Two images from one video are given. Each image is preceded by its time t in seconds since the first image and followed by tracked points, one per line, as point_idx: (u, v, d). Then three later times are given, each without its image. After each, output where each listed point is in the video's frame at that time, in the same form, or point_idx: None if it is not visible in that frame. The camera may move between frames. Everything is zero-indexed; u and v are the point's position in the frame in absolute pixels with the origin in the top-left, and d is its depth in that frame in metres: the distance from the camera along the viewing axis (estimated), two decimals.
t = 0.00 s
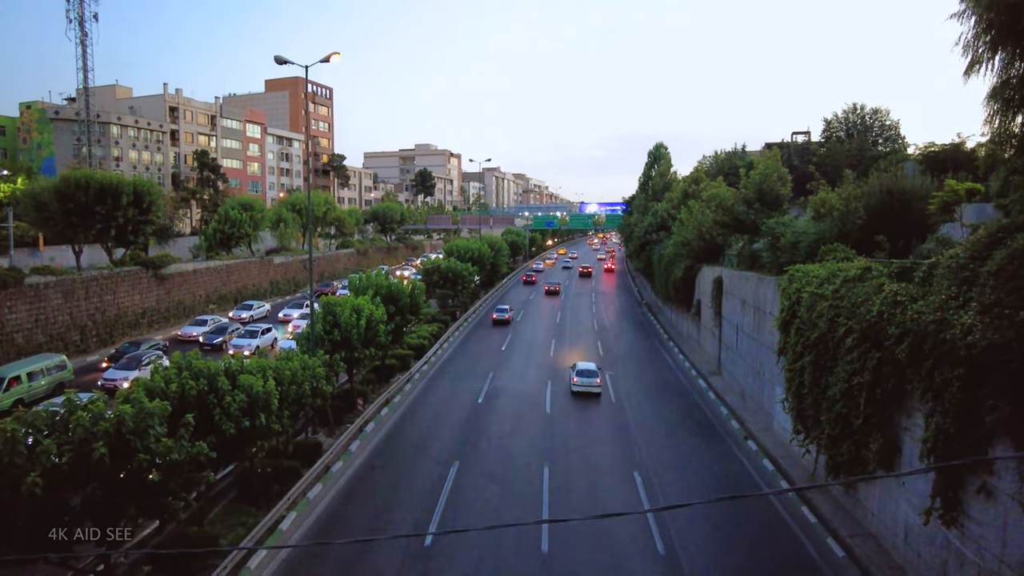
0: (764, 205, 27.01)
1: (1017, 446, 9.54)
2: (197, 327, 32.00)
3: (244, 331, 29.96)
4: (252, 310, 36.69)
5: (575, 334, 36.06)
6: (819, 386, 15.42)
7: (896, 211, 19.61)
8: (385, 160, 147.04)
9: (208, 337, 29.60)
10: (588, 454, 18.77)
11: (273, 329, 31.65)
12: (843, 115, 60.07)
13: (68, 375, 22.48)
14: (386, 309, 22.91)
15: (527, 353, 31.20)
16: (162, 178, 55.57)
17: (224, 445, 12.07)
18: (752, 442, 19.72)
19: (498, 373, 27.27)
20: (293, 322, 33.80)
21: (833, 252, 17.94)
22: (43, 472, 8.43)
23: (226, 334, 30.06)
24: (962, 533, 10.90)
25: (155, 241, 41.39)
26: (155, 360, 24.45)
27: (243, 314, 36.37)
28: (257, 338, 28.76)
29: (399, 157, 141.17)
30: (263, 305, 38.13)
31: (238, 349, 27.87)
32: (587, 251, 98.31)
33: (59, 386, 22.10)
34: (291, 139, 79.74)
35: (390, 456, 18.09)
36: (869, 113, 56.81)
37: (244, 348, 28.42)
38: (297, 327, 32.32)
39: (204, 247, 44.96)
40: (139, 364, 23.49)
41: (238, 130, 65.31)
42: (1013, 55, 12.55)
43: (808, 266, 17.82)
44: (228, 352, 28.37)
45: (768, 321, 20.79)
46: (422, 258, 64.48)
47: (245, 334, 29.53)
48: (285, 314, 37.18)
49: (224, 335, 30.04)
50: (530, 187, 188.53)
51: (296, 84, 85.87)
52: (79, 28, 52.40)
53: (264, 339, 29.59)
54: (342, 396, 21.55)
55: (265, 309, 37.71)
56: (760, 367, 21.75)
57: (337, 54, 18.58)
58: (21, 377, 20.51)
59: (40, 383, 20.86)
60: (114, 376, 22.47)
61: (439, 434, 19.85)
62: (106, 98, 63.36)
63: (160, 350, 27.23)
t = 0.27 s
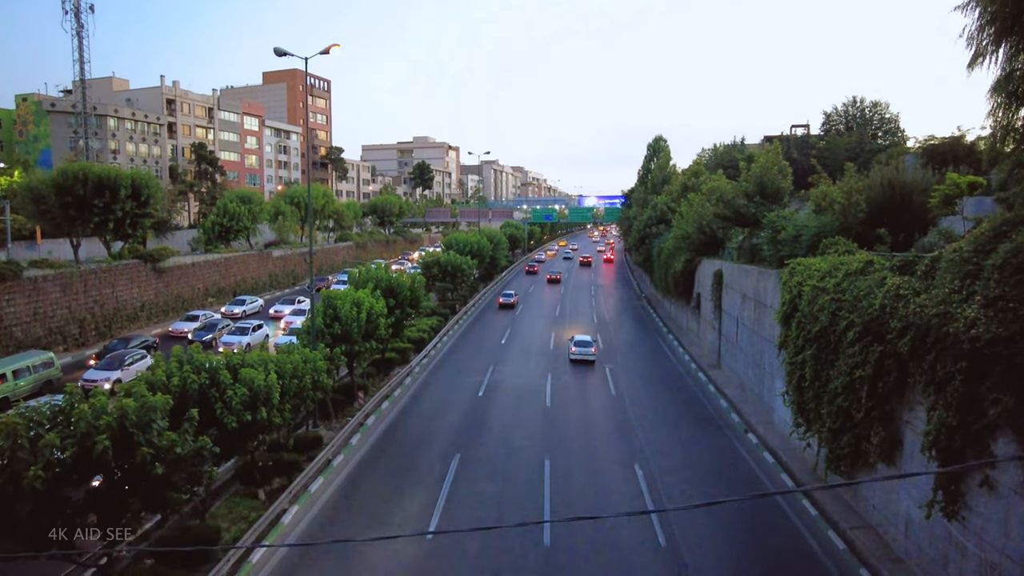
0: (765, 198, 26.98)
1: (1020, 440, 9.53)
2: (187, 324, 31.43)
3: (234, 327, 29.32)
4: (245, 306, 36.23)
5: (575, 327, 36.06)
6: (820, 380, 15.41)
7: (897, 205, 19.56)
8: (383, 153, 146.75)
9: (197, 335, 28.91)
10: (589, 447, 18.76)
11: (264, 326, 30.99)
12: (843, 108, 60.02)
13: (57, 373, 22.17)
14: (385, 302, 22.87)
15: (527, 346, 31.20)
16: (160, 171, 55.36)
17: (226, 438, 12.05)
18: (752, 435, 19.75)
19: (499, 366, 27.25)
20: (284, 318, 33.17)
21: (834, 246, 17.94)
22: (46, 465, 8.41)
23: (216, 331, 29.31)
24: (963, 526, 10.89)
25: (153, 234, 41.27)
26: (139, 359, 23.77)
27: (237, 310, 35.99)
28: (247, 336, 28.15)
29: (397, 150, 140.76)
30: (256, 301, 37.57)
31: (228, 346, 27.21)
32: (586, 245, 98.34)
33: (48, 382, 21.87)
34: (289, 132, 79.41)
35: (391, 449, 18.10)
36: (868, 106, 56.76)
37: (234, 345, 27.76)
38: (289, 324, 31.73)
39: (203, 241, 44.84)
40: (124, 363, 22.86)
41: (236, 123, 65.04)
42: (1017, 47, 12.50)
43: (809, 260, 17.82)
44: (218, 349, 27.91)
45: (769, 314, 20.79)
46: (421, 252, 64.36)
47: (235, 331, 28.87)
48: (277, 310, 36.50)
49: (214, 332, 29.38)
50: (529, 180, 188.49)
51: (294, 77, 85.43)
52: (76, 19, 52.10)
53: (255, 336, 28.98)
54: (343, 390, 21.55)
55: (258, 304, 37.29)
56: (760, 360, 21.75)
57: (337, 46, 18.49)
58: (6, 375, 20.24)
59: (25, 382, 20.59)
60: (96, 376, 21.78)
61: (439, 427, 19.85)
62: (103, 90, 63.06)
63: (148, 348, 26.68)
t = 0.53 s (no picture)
0: (765, 192, 26.95)
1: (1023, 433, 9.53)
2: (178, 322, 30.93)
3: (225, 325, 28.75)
4: (239, 301, 35.77)
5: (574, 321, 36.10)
6: (821, 373, 15.42)
7: (898, 198, 19.56)
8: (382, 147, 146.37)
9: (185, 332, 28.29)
10: (590, 441, 18.78)
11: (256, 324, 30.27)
12: (843, 102, 59.93)
13: (45, 372, 21.97)
14: (386, 296, 22.85)
15: (527, 340, 31.22)
16: (158, 165, 55.16)
17: (228, 433, 12.05)
18: (753, 429, 19.79)
19: (499, 360, 27.27)
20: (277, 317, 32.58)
21: (836, 239, 17.93)
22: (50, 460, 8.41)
23: (206, 329, 28.70)
24: (965, 520, 10.91)
25: (152, 228, 41.16)
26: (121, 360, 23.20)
27: (228, 306, 35.50)
28: (237, 334, 27.56)
29: (395, 143, 140.38)
30: (249, 297, 36.99)
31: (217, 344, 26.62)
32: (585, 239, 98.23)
33: (37, 381, 21.69)
34: (287, 125, 79.10)
35: (392, 443, 18.12)
36: (868, 99, 56.66)
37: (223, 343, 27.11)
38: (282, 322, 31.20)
39: (202, 235, 44.72)
40: (107, 365, 22.36)
41: (234, 116, 64.78)
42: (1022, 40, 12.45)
43: (811, 254, 17.82)
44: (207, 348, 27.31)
45: (770, 308, 20.79)
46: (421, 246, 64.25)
47: (226, 330, 28.29)
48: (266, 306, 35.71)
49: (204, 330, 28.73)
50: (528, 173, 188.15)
51: (292, 70, 85.02)
52: (73, 12, 51.79)
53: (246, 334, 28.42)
54: (344, 384, 21.55)
55: (251, 301, 36.71)
56: (761, 354, 21.77)
57: (337, 38, 18.40)
58: None
59: (12, 380, 20.35)
60: (77, 376, 21.27)
61: (440, 421, 19.88)
62: (101, 84, 62.80)
63: (137, 346, 26.37)
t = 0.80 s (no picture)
0: (766, 187, 26.94)
1: None
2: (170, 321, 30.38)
3: (217, 324, 28.29)
4: (230, 299, 35.36)
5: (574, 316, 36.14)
6: (823, 368, 15.44)
7: (899, 193, 19.42)
8: (380, 142, 146.10)
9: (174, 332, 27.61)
10: (591, 437, 18.81)
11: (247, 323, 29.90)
12: (842, 97, 59.91)
13: (34, 374, 21.45)
14: (387, 292, 22.82)
15: (528, 336, 31.24)
16: (156, 160, 54.97)
17: (232, 428, 12.05)
18: (754, 424, 19.84)
19: (500, 356, 27.29)
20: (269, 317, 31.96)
21: (837, 235, 17.94)
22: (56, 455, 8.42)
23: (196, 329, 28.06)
24: (968, 514, 10.95)
25: (150, 224, 41.03)
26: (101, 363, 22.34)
27: (221, 303, 35.12)
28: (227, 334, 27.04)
29: (394, 138, 140.12)
30: (242, 296, 36.81)
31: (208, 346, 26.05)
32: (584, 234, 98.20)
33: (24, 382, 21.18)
34: (286, 121, 78.88)
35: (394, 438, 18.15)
36: (868, 94, 56.65)
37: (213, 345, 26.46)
38: (275, 322, 30.77)
39: (201, 230, 44.59)
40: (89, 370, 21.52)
41: (232, 112, 64.57)
42: None
43: (812, 249, 17.83)
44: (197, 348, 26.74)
45: (771, 303, 20.81)
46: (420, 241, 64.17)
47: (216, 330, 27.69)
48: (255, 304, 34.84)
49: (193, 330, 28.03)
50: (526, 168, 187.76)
51: (290, 65, 84.68)
52: (70, 7, 51.53)
53: (237, 333, 27.93)
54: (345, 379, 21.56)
55: (244, 299, 36.46)
56: (762, 349, 21.80)
57: (338, 33, 18.33)
58: None
59: None
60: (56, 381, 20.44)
61: (441, 417, 19.86)
62: (98, 79, 62.54)
63: (129, 345, 25.91)
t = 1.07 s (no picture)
0: (766, 184, 26.95)
1: None
2: (160, 319, 29.64)
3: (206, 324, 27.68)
4: (224, 297, 34.84)
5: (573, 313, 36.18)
6: (824, 365, 15.46)
7: (899, 191, 19.49)
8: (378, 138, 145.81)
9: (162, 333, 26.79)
10: (592, 433, 18.83)
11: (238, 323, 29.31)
12: (841, 94, 59.93)
13: (20, 373, 21.38)
14: (387, 288, 22.79)
15: (527, 332, 31.25)
16: (154, 156, 54.75)
17: (234, 425, 12.03)
18: (754, 420, 19.87)
19: (500, 352, 27.29)
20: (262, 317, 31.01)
21: (838, 231, 17.97)
22: (61, 451, 8.44)
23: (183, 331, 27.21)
24: (970, 510, 10.98)
25: (149, 220, 40.88)
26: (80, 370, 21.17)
27: (214, 302, 34.44)
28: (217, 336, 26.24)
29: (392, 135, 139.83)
30: (235, 293, 36.27)
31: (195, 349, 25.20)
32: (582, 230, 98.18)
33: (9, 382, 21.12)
34: (284, 117, 78.63)
35: (395, 434, 18.15)
36: (867, 91, 56.68)
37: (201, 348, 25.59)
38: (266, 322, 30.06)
39: (199, 227, 44.44)
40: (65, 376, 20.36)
41: (230, 107, 64.34)
42: None
43: (813, 245, 17.85)
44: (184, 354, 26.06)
45: (771, 300, 20.83)
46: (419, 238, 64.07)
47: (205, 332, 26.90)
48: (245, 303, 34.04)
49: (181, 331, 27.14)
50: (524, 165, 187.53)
51: (288, 60, 84.39)
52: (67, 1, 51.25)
53: (227, 334, 27.31)
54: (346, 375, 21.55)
55: (237, 297, 35.81)
56: (762, 345, 21.83)
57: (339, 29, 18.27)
58: None
59: None
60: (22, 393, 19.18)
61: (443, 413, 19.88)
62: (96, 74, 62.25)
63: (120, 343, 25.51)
